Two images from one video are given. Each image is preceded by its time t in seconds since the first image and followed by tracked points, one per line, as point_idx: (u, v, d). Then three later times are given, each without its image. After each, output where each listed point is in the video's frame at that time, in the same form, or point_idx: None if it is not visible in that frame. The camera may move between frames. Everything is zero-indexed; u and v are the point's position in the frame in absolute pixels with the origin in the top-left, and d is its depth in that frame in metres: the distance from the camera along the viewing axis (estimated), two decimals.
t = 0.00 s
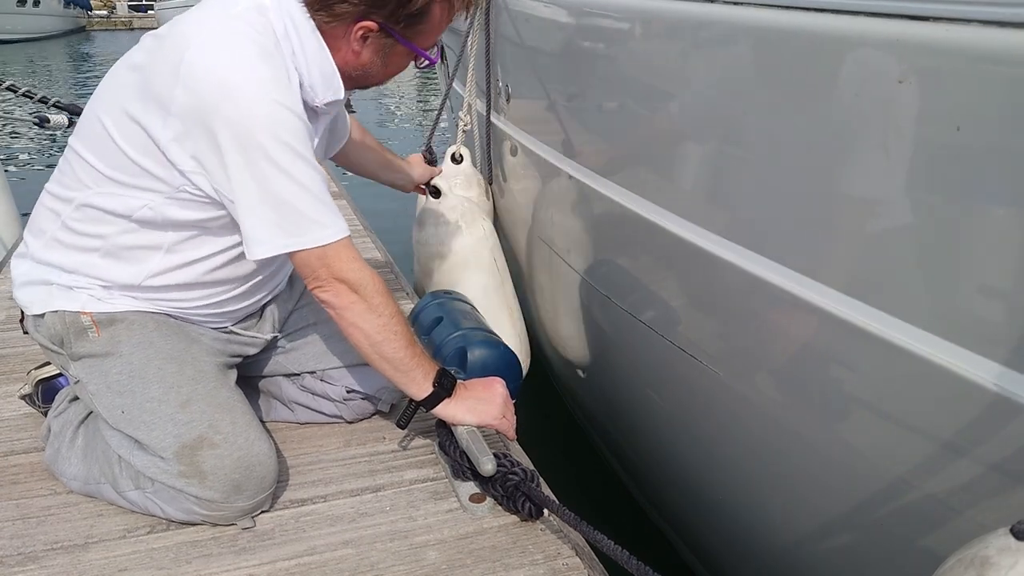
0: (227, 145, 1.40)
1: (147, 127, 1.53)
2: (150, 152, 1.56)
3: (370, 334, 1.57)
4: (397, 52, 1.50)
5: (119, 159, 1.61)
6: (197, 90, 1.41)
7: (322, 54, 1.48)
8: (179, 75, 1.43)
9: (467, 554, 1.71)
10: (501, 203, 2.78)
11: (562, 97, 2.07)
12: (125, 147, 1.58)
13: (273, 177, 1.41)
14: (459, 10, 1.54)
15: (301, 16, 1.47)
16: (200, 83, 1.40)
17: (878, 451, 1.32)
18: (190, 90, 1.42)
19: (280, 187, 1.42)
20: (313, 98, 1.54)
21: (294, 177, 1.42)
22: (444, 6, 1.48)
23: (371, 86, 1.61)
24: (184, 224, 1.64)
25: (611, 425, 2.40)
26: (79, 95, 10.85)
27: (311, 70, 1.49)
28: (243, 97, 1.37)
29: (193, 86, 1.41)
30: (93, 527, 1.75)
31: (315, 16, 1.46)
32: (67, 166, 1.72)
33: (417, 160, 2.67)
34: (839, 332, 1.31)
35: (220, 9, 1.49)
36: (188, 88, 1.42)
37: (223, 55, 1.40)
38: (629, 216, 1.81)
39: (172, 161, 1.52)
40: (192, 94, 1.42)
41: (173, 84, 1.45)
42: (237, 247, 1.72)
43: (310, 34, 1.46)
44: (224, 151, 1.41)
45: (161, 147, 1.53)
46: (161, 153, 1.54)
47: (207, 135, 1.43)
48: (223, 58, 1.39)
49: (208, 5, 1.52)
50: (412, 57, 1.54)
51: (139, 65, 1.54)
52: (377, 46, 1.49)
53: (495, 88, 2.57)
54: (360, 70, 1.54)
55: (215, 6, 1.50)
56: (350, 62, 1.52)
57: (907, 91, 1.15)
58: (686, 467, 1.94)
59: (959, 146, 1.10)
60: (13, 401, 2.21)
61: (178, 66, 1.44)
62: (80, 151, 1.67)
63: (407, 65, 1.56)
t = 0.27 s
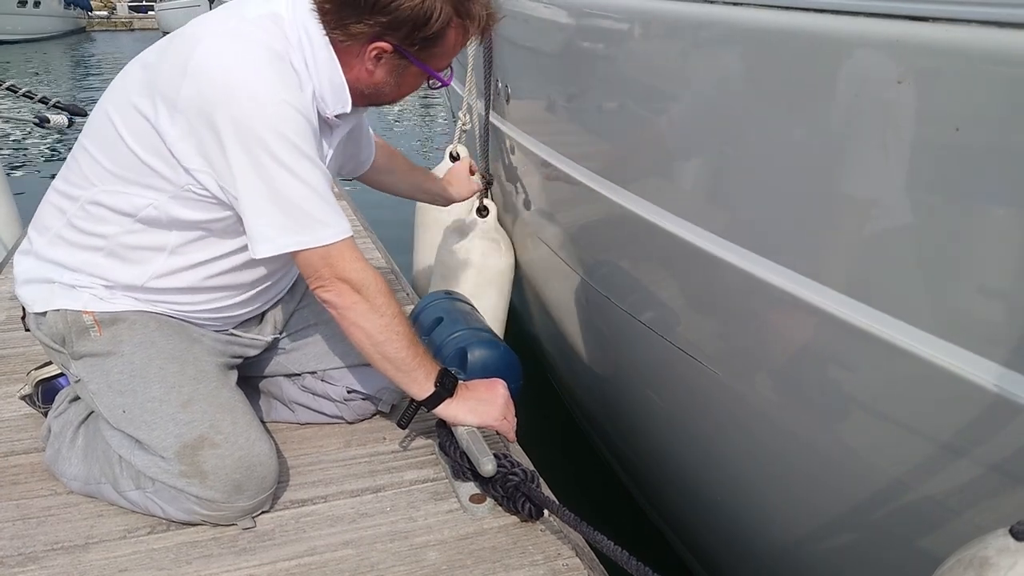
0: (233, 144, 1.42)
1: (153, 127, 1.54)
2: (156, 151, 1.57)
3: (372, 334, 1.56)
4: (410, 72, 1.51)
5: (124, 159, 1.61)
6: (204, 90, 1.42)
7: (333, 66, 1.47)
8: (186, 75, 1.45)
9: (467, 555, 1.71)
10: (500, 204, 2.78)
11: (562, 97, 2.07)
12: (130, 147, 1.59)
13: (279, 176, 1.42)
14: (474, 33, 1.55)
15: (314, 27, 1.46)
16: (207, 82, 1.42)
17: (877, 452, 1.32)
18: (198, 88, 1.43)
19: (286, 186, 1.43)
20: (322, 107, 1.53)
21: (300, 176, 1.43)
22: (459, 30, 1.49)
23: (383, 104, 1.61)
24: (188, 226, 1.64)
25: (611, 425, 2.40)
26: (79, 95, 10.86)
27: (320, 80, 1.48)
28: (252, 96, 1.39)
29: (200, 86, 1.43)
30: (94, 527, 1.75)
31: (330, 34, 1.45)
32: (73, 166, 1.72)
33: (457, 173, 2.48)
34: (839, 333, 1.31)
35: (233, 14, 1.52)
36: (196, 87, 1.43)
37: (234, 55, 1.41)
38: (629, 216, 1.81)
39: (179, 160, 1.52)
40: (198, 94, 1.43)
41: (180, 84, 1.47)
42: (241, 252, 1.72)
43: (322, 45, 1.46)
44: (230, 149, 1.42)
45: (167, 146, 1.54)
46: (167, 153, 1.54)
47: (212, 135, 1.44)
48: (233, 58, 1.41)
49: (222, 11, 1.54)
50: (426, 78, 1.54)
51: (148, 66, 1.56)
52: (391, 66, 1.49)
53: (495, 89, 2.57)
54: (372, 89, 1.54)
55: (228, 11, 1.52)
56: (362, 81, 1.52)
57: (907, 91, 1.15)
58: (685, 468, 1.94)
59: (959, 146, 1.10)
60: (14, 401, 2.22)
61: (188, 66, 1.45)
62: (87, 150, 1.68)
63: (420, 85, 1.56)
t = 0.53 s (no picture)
0: (227, 145, 1.42)
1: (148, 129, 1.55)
2: (149, 152, 1.57)
3: (371, 335, 1.57)
4: (410, 81, 1.49)
5: (118, 160, 1.61)
6: (198, 91, 1.43)
7: (329, 74, 1.47)
8: (181, 76, 1.46)
9: (467, 554, 1.71)
10: (500, 204, 2.78)
11: (562, 97, 2.07)
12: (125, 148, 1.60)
13: (274, 177, 1.43)
14: (474, 41, 1.53)
15: (312, 34, 1.46)
16: (201, 84, 1.42)
17: (877, 452, 1.32)
18: (193, 90, 1.43)
19: (280, 187, 1.44)
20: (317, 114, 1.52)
21: (295, 178, 1.44)
22: (458, 39, 1.47)
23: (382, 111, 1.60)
24: (182, 228, 1.65)
25: (610, 425, 2.40)
26: (79, 95, 10.86)
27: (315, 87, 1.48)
28: (247, 98, 1.39)
29: (195, 88, 1.43)
30: (94, 527, 1.75)
31: (329, 42, 1.44)
32: (68, 166, 1.73)
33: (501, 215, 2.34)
34: (839, 333, 1.31)
35: (230, 18, 1.53)
36: (191, 88, 1.44)
37: (230, 57, 1.42)
38: (629, 216, 1.81)
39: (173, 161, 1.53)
40: (193, 95, 1.44)
41: (174, 86, 1.47)
42: (236, 256, 1.72)
43: (319, 54, 1.46)
44: (224, 151, 1.43)
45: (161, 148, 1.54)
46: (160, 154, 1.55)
47: (206, 136, 1.45)
48: (229, 61, 1.42)
49: (218, 14, 1.55)
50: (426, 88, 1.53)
51: (144, 68, 1.56)
52: (391, 75, 1.48)
53: (495, 88, 2.56)
54: (373, 98, 1.53)
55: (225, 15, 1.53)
56: (361, 89, 1.51)
57: (907, 91, 1.15)
58: (685, 467, 1.94)
59: (958, 146, 1.10)
60: (13, 401, 2.22)
61: (183, 67, 1.46)
62: (82, 151, 1.68)
63: (419, 94, 1.55)
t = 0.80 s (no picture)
0: (219, 154, 1.43)
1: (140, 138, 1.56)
2: (141, 161, 1.58)
3: (369, 340, 1.58)
4: (397, 100, 1.50)
5: (111, 167, 1.62)
6: (189, 101, 1.44)
7: (321, 86, 1.48)
8: (173, 86, 1.47)
9: (467, 554, 1.71)
10: (500, 203, 2.78)
11: (561, 97, 2.06)
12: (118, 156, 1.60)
13: (265, 186, 1.44)
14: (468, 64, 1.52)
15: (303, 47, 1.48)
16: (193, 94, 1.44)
17: (877, 452, 1.32)
18: (185, 98, 1.45)
19: (271, 196, 1.44)
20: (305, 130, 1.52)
21: (286, 187, 1.45)
22: (447, 59, 1.46)
23: (376, 132, 1.60)
24: (174, 237, 1.65)
25: (610, 425, 2.40)
26: (80, 94, 10.86)
27: (306, 99, 1.49)
28: (239, 107, 1.41)
29: (186, 97, 1.45)
30: (94, 526, 1.75)
31: (315, 56, 1.46)
32: (62, 174, 1.73)
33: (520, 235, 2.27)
34: (838, 333, 1.31)
35: (223, 29, 1.54)
36: (183, 96, 1.45)
37: (223, 67, 1.44)
38: (629, 216, 1.81)
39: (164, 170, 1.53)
40: (184, 105, 1.45)
41: (166, 96, 1.48)
42: (227, 265, 1.73)
43: (310, 65, 1.47)
44: (217, 159, 1.44)
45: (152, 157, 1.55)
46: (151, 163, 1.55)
47: (197, 145, 1.46)
48: (222, 70, 1.44)
49: (212, 26, 1.57)
50: (415, 109, 1.52)
51: (138, 78, 1.58)
52: (377, 92, 1.48)
53: (494, 88, 2.56)
54: (363, 115, 1.54)
55: (219, 27, 1.55)
56: (350, 107, 1.52)
57: (906, 92, 1.15)
58: (684, 467, 1.94)
59: (957, 146, 1.10)
60: (13, 401, 2.22)
61: (177, 76, 1.47)
62: (75, 159, 1.69)
63: (411, 115, 1.54)
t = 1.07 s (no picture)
0: (202, 167, 1.44)
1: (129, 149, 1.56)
2: (129, 172, 1.58)
3: (366, 347, 1.60)
4: (377, 120, 1.48)
5: (103, 175, 1.63)
6: (171, 114, 1.44)
7: (307, 103, 1.49)
8: (156, 98, 1.47)
9: (467, 554, 1.71)
10: (500, 203, 2.77)
11: (561, 97, 2.06)
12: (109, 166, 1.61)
13: (249, 199, 1.44)
14: (451, 81, 1.48)
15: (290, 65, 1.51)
16: (174, 107, 1.44)
17: (876, 452, 1.32)
18: (168, 109, 1.44)
19: (257, 208, 1.45)
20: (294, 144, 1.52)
21: (269, 200, 1.45)
22: (422, 77, 1.43)
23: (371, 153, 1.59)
24: (162, 247, 1.65)
25: (610, 426, 2.40)
26: (80, 95, 10.86)
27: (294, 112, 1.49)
28: (220, 121, 1.41)
29: (168, 110, 1.45)
30: (93, 527, 1.75)
31: (295, 74, 1.47)
32: (57, 180, 1.74)
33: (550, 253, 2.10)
34: (838, 333, 1.31)
35: (212, 40, 1.55)
36: (166, 108, 1.45)
37: (208, 79, 1.44)
38: (628, 217, 1.81)
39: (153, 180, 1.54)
40: (167, 118, 1.45)
41: (151, 108, 1.49)
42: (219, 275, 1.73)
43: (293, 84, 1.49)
44: (202, 171, 1.44)
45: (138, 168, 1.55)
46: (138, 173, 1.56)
47: (179, 158, 1.46)
48: (207, 83, 1.44)
49: (203, 37, 1.58)
50: (396, 128, 1.50)
51: (130, 89, 1.59)
52: (355, 112, 1.48)
53: (494, 88, 2.56)
54: (347, 134, 1.54)
55: (208, 40, 1.55)
56: (334, 127, 1.53)
57: (906, 92, 1.16)
58: (684, 467, 1.94)
59: (957, 146, 1.10)
60: (13, 401, 2.22)
61: (160, 88, 1.47)
62: (71, 166, 1.71)
63: (396, 136, 1.53)
